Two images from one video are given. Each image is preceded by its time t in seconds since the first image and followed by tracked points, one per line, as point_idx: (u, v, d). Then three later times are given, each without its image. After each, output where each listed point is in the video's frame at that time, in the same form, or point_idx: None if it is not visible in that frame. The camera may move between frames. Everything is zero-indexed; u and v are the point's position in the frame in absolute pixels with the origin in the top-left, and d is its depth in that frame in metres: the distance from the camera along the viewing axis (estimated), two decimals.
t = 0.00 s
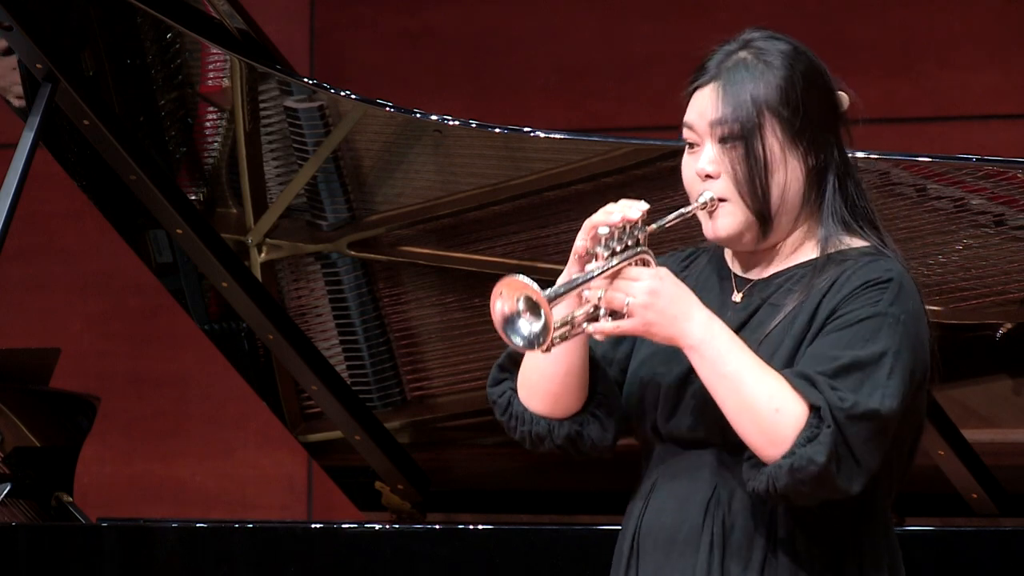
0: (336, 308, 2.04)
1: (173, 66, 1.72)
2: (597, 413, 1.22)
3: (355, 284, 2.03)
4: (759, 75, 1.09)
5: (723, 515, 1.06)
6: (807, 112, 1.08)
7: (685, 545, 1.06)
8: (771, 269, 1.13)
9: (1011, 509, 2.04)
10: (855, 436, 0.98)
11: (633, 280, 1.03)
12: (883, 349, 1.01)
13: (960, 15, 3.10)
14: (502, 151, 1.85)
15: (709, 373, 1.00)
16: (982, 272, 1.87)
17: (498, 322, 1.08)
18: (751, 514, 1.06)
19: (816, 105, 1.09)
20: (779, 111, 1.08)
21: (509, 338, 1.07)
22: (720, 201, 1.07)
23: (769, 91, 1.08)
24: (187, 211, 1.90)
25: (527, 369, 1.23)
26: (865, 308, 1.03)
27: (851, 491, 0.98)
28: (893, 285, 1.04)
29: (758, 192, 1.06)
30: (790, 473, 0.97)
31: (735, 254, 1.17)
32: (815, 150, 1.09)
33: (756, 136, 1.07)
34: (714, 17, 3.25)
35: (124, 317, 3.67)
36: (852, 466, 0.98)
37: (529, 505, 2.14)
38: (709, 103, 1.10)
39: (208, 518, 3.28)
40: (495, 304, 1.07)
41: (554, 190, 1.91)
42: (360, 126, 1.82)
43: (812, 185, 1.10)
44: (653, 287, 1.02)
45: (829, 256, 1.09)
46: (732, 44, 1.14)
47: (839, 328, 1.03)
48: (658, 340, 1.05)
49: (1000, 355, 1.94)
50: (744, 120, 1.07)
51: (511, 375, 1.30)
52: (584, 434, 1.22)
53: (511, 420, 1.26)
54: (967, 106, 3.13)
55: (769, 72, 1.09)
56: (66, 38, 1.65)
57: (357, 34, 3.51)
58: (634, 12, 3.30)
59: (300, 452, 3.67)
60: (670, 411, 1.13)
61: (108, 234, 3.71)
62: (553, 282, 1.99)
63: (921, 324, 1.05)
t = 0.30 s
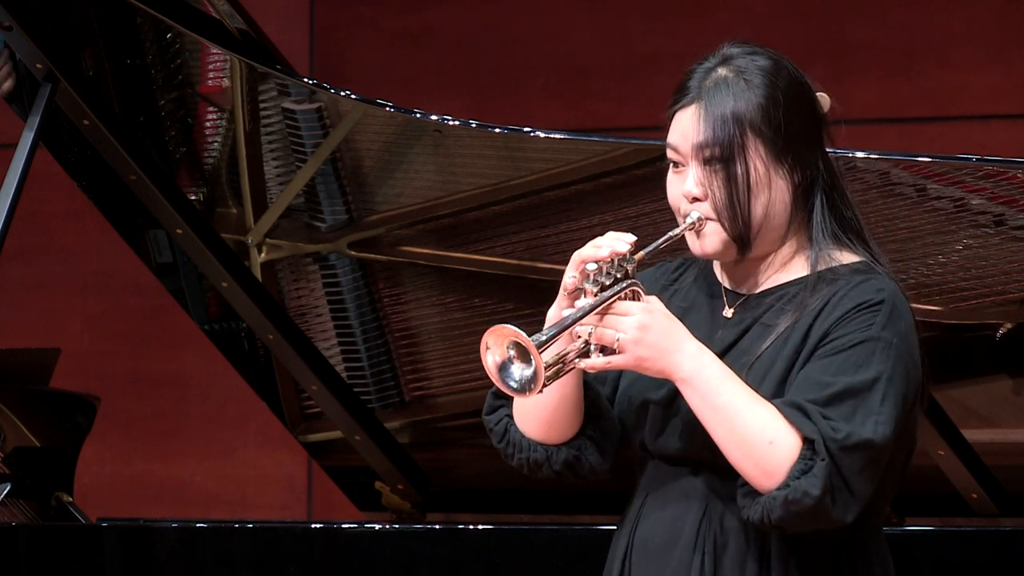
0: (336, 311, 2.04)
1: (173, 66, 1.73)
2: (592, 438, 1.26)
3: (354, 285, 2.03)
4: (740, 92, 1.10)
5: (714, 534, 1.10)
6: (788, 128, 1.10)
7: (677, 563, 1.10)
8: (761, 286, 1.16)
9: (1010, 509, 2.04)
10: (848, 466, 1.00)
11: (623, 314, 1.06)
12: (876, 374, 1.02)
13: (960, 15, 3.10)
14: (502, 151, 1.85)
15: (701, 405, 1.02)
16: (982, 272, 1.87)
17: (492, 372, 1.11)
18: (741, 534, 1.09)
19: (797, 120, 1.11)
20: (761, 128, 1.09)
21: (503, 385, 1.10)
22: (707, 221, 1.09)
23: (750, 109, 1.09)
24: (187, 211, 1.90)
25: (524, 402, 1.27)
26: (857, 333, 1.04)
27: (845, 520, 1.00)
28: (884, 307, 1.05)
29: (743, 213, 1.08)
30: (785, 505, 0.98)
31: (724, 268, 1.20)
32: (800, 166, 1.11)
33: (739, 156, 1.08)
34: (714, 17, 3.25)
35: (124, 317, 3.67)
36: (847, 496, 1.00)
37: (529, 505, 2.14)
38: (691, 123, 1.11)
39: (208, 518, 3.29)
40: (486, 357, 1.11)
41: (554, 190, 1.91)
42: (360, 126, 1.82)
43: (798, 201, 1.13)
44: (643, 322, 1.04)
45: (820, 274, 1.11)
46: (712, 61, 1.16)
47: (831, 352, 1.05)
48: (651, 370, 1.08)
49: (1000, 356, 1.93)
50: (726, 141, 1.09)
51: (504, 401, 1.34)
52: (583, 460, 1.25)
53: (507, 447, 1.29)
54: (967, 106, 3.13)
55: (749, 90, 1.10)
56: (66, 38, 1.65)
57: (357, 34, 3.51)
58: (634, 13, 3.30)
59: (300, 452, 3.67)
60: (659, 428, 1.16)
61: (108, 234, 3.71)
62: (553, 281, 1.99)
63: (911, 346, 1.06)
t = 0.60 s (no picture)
0: (335, 311, 2.04)
1: (173, 66, 1.73)
2: (587, 447, 1.25)
3: (354, 285, 2.03)
4: (738, 104, 1.11)
5: (709, 547, 1.10)
6: (788, 141, 1.10)
7: None
8: (757, 299, 1.16)
9: (1010, 509, 2.04)
10: (842, 478, 1.00)
11: (620, 322, 1.06)
12: (872, 387, 1.03)
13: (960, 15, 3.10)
14: (501, 151, 1.86)
15: (696, 416, 1.03)
16: (982, 272, 1.87)
17: (486, 378, 1.09)
18: (737, 548, 1.09)
19: (796, 133, 1.11)
20: (760, 141, 1.09)
21: (496, 391, 1.08)
22: (704, 233, 1.09)
23: (749, 121, 1.10)
24: (187, 211, 1.90)
25: (519, 410, 1.27)
26: (854, 345, 1.05)
27: (839, 531, 1.01)
28: (881, 320, 1.06)
29: (741, 225, 1.08)
30: (779, 516, 0.99)
31: (720, 280, 1.20)
32: (799, 179, 1.11)
33: (738, 168, 1.08)
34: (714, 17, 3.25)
35: (123, 317, 3.67)
36: (841, 507, 1.01)
37: (529, 505, 2.14)
38: (690, 134, 1.11)
39: (208, 518, 3.29)
40: (481, 363, 1.09)
41: (554, 190, 1.91)
42: (360, 126, 1.82)
43: (796, 215, 1.13)
44: (639, 331, 1.04)
45: (816, 287, 1.12)
46: (711, 72, 1.16)
47: (826, 365, 1.05)
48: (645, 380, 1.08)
49: (1000, 355, 1.93)
50: (724, 153, 1.09)
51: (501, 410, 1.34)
52: (577, 468, 1.25)
53: (502, 455, 1.29)
54: (967, 106, 3.13)
55: (747, 102, 1.11)
56: (66, 38, 1.65)
57: (357, 35, 3.51)
58: (634, 13, 3.30)
59: (300, 452, 3.67)
60: (656, 439, 1.17)
61: (108, 234, 3.71)
62: (553, 281, 1.99)
63: (908, 359, 1.07)
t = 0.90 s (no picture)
0: (335, 308, 2.04)
1: (173, 66, 1.73)
2: (587, 449, 1.26)
3: (355, 283, 2.03)
4: (749, 113, 1.11)
5: (706, 555, 1.10)
6: (797, 150, 1.11)
7: None
8: (760, 306, 1.17)
9: (1010, 509, 2.04)
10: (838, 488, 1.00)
11: (620, 325, 1.06)
12: (870, 399, 1.03)
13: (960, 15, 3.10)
14: (501, 151, 1.86)
15: (693, 421, 1.04)
16: (982, 272, 1.87)
17: (483, 374, 1.10)
18: (734, 557, 1.10)
19: (806, 143, 1.12)
20: (770, 151, 1.10)
21: (493, 389, 1.09)
22: (710, 240, 1.09)
23: (760, 129, 1.10)
24: (187, 211, 1.90)
25: (519, 410, 1.28)
26: (854, 356, 1.05)
27: (833, 541, 1.01)
28: (881, 332, 1.06)
29: (747, 233, 1.09)
30: (773, 523, 1.00)
31: (724, 287, 1.21)
32: (806, 189, 1.12)
33: (747, 176, 1.09)
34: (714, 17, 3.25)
35: (123, 317, 3.67)
36: (836, 517, 1.01)
37: (529, 505, 2.14)
38: (700, 141, 1.12)
39: (208, 518, 3.29)
40: (479, 358, 1.10)
41: (553, 189, 1.91)
42: (360, 126, 1.82)
43: (801, 224, 1.13)
44: (639, 335, 1.05)
45: (819, 296, 1.12)
46: (721, 79, 1.17)
47: (826, 375, 1.06)
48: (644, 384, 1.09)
49: (1000, 355, 1.93)
50: (735, 160, 1.09)
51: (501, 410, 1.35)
52: (576, 470, 1.26)
53: (502, 455, 1.30)
54: (967, 106, 3.13)
55: (758, 110, 1.11)
56: (66, 38, 1.65)
57: (357, 35, 3.51)
58: (634, 13, 3.30)
59: (300, 451, 3.67)
60: (655, 445, 1.17)
61: (108, 234, 3.70)
62: (553, 281, 1.99)
63: (908, 372, 1.07)
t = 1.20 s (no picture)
0: (335, 309, 2.04)
1: (173, 66, 1.73)
2: (582, 420, 1.24)
3: (355, 283, 2.03)
4: (741, 85, 1.11)
5: (705, 530, 1.09)
6: (789, 122, 1.10)
7: (671, 559, 1.09)
8: (753, 280, 1.15)
9: (1010, 509, 2.04)
10: (833, 443, 0.99)
11: (613, 283, 1.06)
12: (864, 358, 1.02)
13: (960, 15, 3.10)
14: (502, 150, 1.86)
15: (688, 378, 1.02)
16: (982, 272, 1.87)
17: (475, 317, 1.13)
18: (732, 531, 1.08)
19: (798, 116, 1.11)
20: (762, 122, 1.09)
21: (484, 334, 1.12)
22: (703, 211, 1.09)
23: (751, 101, 1.10)
24: (187, 211, 1.90)
25: (512, 380, 1.25)
26: (847, 318, 1.04)
27: (829, 498, 0.99)
28: (875, 296, 1.05)
29: (738, 204, 1.08)
30: (769, 477, 0.98)
31: (717, 263, 1.20)
32: (798, 160, 1.11)
33: (738, 148, 1.08)
34: (714, 16, 3.25)
35: (123, 317, 3.67)
36: (830, 472, 0.99)
37: (529, 505, 2.14)
38: (692, 114, 1.11)
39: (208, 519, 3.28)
40: (472, 299, 1.13)
41: (554, 190, 1.92)
42: (360, 125, 1.83)
43: (794, 195, 1.12)
44: (633, 292, 1.05)
45: (813, 268, 1.10)
46: (715, 54, 1.16)
47: (820, 336, 1.04)
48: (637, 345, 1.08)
49: (1000, 355, 1.93)
50: (725, 132, 1.09)
51: (494, 383, 1.33)
52: (570, 442, 1.23)
53: (495, 427, 1.27)
54: (967, 106, 3.13)
55: (750, 83, 1.11)
56: (66, 38, 1.65)
57: (357, 34, 3.50)
58: (634, 12, 3.30)
59: (300, 451, 3.67)
60: (653, 418, 1.15)
61: (108, 234, 3.71)
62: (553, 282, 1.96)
63: (901, 338, 1.06)
